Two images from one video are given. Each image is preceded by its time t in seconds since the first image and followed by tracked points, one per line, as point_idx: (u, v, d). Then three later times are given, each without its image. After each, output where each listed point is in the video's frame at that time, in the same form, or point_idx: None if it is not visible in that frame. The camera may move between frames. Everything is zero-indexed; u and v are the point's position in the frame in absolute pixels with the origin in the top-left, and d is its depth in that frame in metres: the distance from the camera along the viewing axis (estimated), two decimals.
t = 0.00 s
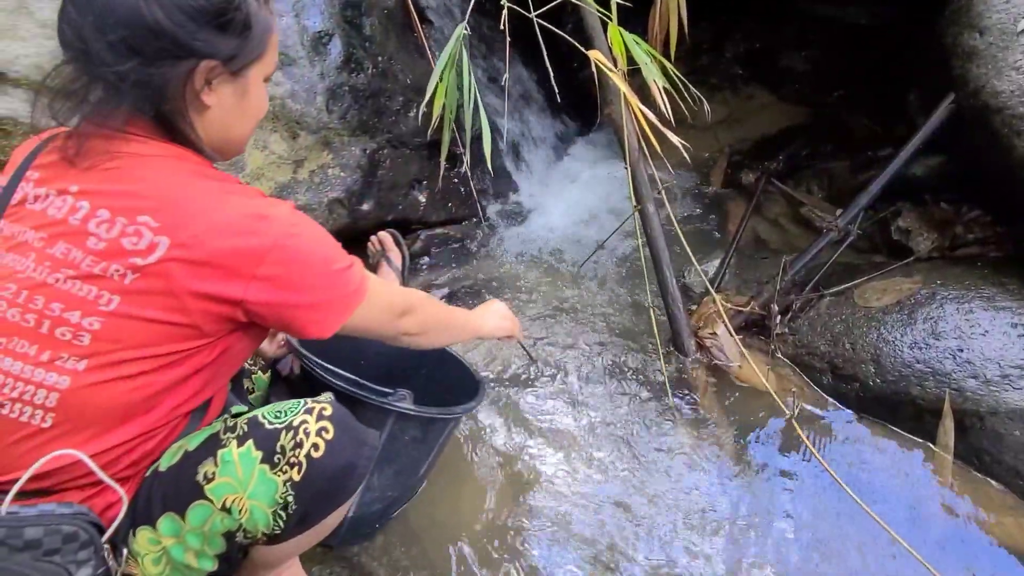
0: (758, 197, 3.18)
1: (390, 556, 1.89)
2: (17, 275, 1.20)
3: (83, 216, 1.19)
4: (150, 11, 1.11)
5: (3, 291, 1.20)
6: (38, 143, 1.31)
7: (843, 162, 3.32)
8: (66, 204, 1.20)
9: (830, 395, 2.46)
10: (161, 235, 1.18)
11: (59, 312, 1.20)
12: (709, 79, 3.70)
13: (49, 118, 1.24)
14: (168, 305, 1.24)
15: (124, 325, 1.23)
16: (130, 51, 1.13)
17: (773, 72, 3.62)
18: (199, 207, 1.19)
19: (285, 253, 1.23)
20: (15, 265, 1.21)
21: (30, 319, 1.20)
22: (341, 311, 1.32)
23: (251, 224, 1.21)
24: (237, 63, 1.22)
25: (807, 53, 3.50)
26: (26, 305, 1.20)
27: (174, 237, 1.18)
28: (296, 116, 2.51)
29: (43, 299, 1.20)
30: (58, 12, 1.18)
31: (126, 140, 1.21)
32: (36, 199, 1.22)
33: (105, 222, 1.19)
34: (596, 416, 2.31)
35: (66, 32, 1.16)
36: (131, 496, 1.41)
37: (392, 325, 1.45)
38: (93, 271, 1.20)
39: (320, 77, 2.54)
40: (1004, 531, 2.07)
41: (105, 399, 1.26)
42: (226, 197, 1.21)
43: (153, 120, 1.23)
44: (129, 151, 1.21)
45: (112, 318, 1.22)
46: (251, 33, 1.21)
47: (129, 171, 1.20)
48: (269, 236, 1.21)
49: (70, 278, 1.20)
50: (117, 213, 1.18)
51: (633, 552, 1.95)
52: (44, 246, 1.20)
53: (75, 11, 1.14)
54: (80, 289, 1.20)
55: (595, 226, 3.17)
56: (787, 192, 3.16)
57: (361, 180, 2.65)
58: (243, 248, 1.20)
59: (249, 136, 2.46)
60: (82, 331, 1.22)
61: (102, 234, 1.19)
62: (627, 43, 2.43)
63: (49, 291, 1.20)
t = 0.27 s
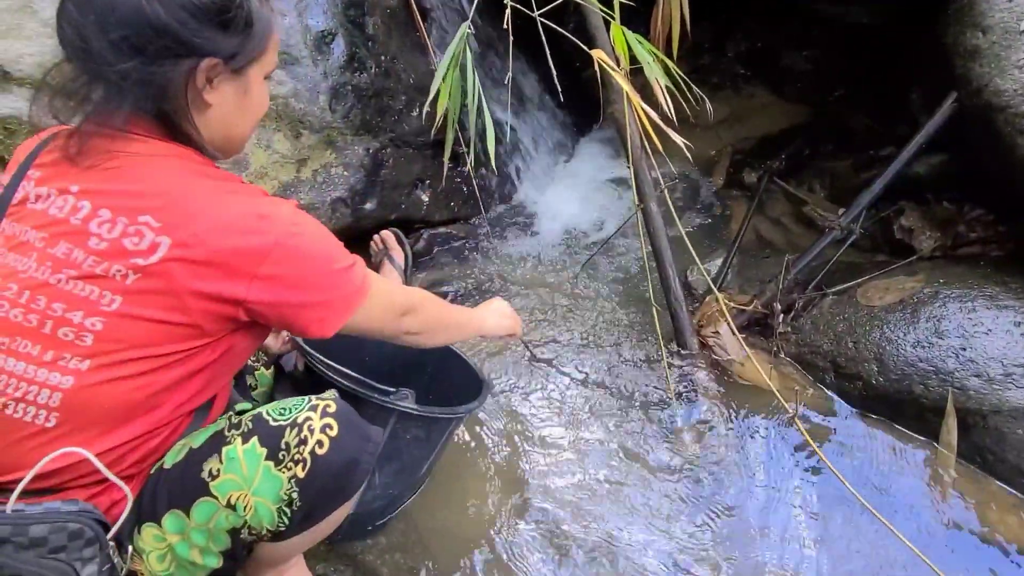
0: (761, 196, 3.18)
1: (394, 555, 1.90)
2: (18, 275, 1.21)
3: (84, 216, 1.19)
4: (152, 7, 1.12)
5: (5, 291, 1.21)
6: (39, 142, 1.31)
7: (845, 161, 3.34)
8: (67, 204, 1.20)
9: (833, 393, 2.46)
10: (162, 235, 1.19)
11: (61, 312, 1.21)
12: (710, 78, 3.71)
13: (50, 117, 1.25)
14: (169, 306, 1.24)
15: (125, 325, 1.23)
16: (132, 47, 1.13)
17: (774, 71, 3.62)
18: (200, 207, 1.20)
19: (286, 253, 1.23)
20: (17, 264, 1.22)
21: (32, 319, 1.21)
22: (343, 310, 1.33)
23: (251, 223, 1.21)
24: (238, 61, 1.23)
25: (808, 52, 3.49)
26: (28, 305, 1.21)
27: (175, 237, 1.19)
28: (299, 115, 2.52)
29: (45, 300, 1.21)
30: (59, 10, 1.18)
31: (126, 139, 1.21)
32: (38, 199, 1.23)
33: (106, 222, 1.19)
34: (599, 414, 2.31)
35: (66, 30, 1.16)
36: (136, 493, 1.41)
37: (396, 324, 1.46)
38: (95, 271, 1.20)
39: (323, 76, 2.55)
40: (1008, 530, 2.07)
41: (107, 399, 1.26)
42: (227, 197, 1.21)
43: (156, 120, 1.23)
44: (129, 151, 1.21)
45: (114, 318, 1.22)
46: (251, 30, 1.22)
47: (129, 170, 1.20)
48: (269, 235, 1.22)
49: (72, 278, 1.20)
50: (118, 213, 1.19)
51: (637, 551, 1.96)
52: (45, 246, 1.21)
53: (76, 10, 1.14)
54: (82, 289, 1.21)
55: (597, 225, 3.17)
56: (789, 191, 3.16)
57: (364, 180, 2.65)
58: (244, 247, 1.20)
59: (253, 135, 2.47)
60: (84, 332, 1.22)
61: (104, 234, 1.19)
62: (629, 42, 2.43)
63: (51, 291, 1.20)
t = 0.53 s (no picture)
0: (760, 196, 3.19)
1: (394, 555, 1.90)
2: (19, 275, 1.21)
3: (84, 216, 1.20)
4: (152, 7, 1.12)
5: (6, 292, 1.21)
6: (39, 142, 1.31)
7: (845, 161, 3.35)
8: (68, 204, 1.20)
9: (833, 393, 2.46)
10: (162, 236, 1.19)
11: (61, 312, 1.21)
12: (710, 78, 3.72)
13: (51, 117, 1.25)
14: (169, 306, 1.24)
15: (126, 325, 1.23)
16: (133, 46, 1.14)
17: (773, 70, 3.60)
18: (200, 208, 1.20)
19: (286, 253, 1.23)
20: (18, 265, 1.22)
21: (32, 319, 1.21)
22: (343, 310, 1.33)
23: (252, 224, 1.21)
24: (239, 62, 1.23)
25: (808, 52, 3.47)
26: (28, 305, 1.21)
27: (175, 237, 1.19)
28: (299, 116, 2.52)
29: (46, 300, 1.21)
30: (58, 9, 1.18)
31: (127, 140, 1.21)
32: (39, 199, 1.23)
33: (107, 222, 1.19)
34: (599, 414, 2.31)
35: (66, 29, 1.16)
36: (136, 493, 1.41)
37: (395, 324, 1.46)
38: (95, 271, 1.20)
39: (323, 76, 2.55)
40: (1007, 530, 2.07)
41: (107, 399, 1.26)
42: (227, 197, 1.21)
43: (156, 120, 1.23)
44: (130, 151, 1.21)
45: (114, 318, 1.22)
46: (252, 31, 1.23)
47: (130, 171, 1.20)
48: (270, 236, 1.22)
49: (72, 278, 1.20)
50: (119, 213, 1.19)
51: (637, 551, 1.96)
52: (46, 246, 1.21)
53: (76, 10, 1.14)
54: (82, 289, 1.21)
55: (597, 225, 3.17)
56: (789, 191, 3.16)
57: (364, 180, 2.65)
58: (244, 248, 1.20)
59: (253, 135, 2.47)
60: (85, 332, 1.22)
61: (104, 234, 1.19)
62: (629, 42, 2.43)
63: (51, 291, 1.21)
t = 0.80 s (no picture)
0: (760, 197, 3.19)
1: (394, 555, 1.90)
2: (19, 277, 1.22)
3: (84, 219, 1.20)
4: (155, 8, 1.12)
5: (6, 295, 1.22)
6: (40, 144, 1.32)
7: (844, 162, 3.35)
8: (68, 207, 1.21)
9: (832, 394, 2.46)
10: (162, 238, 1.19)
11: (61, 315, 1.21)
12: (710, 79, 3.72)
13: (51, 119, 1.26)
14: (169, 309, 1.24)
15: (125, 328, 1.24)
16: (134, 47, 1.14)
17: (774, 70, 3.60)
18: (199, 210, 1.20)
19: (286, 255, 1.23)
20: (18, 267, 1.22)
21: (33, 321, 1.22)
22: (343, 312, 1.33)
23: (251, 226, 1.21)
24: (241, 64, 1.23)
25: (809, 53, 3.46)
26: (29, 308, 1.21)
27: (175, 240, 1.19)
28: (299, 117, 2.52)
29: (46, 303, 1.21)
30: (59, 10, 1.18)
31: (127, 142, 1.21)
32: (39, 201, 1.23)
33: (106, 225, 1.20)
34: (598, 415, 2.32)
35: (67, 30, 1.16)
36: (135, 495, 1.42)
37: (395, 324, 1.46)
38: (94, 274, 1.21)
39: (324, 77, 2.55)
40: (1006, 531, 2.08)
41: (107, 401, 1.27)
42: (227, 200, 1.22)
43: (157, 122, 1.23)
44: (130, 153, 1.21)
45: (114, 321, 1.23)
46: (254, 33, 1.23)
47: (129, 173, 1.20)
48: (270, 239, 1.22)
49: (72, 281, 1.21)
50: (118, 216, 1.19)
51: (636, 552, 1.96)
52: (46, 249, 1.21)
53: (78, 11, 1.14)
54: (82, 292, 1.21)
55: (597, 226, 3.17)
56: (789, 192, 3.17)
57: (365, 181, 2.66)
58: (243, 250, 1.21)
59: (254, 136, 2.47)
60: (85, 335, 1.22)
61: (103, 237, 1.20)
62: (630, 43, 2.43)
63: (51, 294, 1.21)
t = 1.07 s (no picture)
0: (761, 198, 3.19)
1: (395, 555, 1.90)
2: (18, 279, 1.22)
3: (82, 220, 1.20)
4: (153, 7, 1.13)
5: (5, 296, 1.22)
6: (39, 144, 1.32)
7: (844, 162, 3.35)
8: (66, 209, 1.21)
9: (833, 395, 2.46)
10: (160, 240, 1.19)
11: (59, 317, 1.22)
12: (711, 79, 3.72)
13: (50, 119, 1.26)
14: (167, 310, 1.25)
15: (123, 330, 1.24)
16: (134, 46, 1.14)
17: (774, 71, 3.62)
18: (197, 211, 1.20)
19: (285, 256, 1.24)
20: (17, 269, 1.23)
21: (30, 323, 1.22)
22: (343, 313, 1.33)
23: (250, 227, 1.21)
24: (239, 63, 1.23)
25: (809, 53, 3.48)
26: (27, 310, 1.22)
27: (173, 241, 1.19)
28: (300, 117, 2.53)
29: (44, 305, 1.21)
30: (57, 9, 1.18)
31: (125, 143, 1.22)
32: (37, 203, 1.24)
33: (104, 227, 1.20)
34: (600, 415, 2.32)
35: (67, 29, 1.16)
36: (135, 496, 1.42)
37: (396, 324, 1.46)
38: (92, 275, 1.21)
39: (324, 78, 2.56)
40: (1007, 531, 2.08)
41: (105, 403, 1.27)
42: (225, 201, 1.22)
43: (156, 122, 1.23)
44: (128, 155, 1.21)
45: (112, 323, 1.23)
46: (252, 32, 1.23)
47: (127, 174, 1.21)
48: (268, 240, 1.22)
49: (70, 283, 1.21)
50: (116, 217, 1.20)
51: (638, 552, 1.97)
52: (44, 250, 1.22)
53: (77, 10, 1.14)
54: (79, 293, 1.21)
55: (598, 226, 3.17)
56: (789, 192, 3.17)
57: (366, 181, 2.66)
58: (242, 252, 1.21)
59: (255, 136, 2.47)
60: (83, 336, 1.23)
61: (100, 238, 1.20)
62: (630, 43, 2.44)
63: (49, 295, 1.21)
